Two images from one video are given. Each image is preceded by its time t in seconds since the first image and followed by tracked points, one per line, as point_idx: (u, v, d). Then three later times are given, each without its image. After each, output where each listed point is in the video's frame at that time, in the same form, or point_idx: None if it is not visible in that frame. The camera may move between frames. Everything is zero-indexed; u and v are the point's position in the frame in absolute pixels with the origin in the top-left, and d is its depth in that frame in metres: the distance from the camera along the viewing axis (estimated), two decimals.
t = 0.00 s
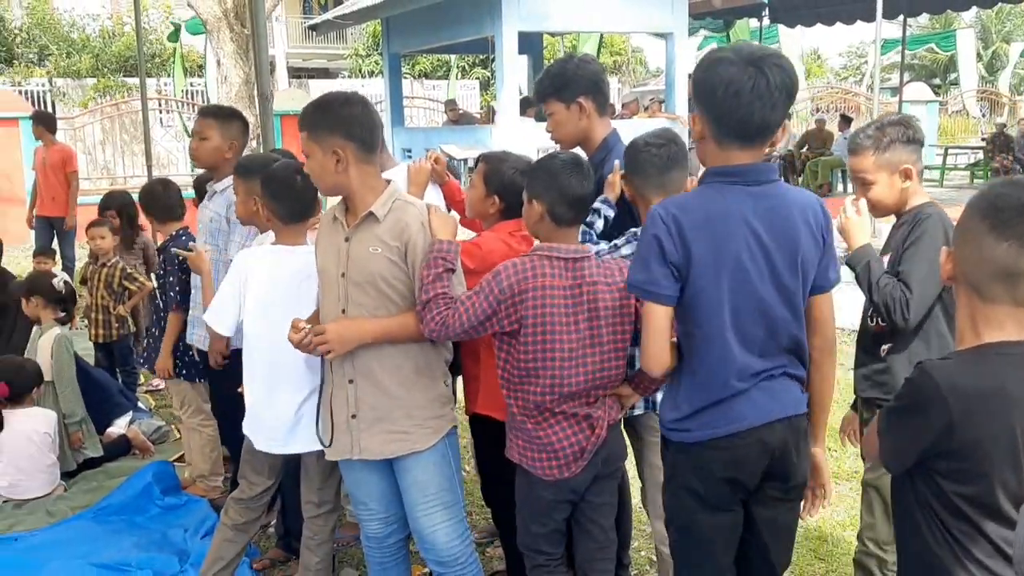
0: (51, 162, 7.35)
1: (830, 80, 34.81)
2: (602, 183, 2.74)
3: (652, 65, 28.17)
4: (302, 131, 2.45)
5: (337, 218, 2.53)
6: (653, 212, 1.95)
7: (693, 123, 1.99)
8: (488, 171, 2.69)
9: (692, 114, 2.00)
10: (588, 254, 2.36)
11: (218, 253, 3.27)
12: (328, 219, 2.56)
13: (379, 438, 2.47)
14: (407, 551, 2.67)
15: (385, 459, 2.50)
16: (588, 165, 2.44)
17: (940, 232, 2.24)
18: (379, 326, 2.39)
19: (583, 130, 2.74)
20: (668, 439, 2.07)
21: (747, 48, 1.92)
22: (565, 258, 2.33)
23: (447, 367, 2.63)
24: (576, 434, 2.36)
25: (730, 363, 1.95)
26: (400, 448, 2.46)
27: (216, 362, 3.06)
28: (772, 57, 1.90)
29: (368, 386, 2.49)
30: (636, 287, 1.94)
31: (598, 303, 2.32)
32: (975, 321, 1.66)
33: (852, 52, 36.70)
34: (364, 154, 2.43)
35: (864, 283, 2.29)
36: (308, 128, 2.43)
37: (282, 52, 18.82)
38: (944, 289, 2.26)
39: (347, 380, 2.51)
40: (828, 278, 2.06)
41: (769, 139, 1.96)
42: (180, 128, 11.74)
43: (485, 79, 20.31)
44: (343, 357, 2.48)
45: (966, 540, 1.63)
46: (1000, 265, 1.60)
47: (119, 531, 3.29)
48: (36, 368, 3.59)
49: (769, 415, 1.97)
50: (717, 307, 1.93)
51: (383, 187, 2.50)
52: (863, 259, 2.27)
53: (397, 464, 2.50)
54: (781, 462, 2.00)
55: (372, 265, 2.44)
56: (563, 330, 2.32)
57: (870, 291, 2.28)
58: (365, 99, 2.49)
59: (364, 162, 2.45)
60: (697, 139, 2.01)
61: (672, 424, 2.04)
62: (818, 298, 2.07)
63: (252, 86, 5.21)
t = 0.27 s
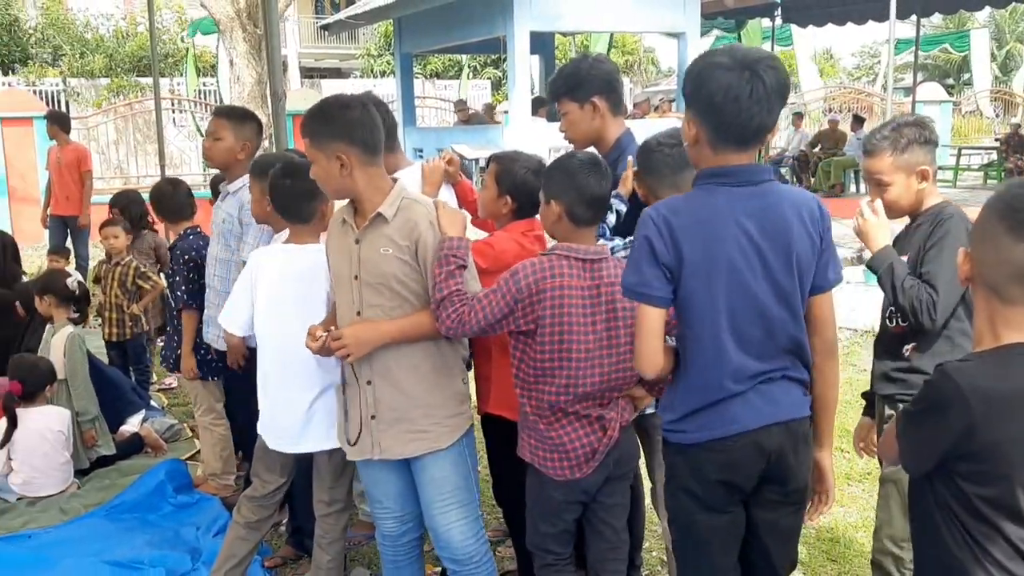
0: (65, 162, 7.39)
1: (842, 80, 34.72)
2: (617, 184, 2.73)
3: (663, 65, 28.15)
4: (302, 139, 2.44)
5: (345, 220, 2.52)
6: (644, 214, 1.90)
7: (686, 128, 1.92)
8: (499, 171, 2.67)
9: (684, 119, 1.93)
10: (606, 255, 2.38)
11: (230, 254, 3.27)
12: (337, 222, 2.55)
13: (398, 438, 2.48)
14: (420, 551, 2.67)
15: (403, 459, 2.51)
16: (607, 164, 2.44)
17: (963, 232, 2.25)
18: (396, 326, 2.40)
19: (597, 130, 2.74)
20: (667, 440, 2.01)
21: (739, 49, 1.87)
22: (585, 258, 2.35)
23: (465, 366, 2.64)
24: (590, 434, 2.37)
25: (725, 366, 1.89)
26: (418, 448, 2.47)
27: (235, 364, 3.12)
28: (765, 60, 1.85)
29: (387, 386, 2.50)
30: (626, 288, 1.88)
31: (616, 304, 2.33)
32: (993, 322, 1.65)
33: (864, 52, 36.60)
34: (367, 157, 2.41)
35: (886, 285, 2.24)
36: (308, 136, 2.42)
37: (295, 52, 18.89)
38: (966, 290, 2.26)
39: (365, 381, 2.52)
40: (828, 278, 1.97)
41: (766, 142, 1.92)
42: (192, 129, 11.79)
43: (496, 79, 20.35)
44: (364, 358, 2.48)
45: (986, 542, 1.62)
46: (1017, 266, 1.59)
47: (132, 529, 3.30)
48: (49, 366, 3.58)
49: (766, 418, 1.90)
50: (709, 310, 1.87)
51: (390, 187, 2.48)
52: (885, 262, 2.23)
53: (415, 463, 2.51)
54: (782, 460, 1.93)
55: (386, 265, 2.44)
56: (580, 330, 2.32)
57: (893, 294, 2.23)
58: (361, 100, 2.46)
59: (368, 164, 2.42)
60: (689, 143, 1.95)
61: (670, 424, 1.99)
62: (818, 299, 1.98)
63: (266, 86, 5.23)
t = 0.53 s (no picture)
0: (81, 161, 7.46)
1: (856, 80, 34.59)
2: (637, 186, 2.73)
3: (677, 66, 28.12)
4: (313, 141, 2.45)
5: (359, 221, 2.52)
6: (640, 223, 1.90)
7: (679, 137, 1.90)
8: (511, 172, 2.67)
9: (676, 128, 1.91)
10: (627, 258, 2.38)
11: (242, 253, 3.30)
12: (351, 222, 2.56)
13: (415, 438, 2.48)
14: (435, 551, 2.68)
15: (419, 459, 2.51)
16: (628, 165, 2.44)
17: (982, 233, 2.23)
18: (412, 325, 2.40)
19: (611, 130, 2.74)
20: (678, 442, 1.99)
21: (728, 57, 1.85)
22: (607, 259, 2.36)
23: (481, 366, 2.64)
24: (601, 436, 2.36)
25: (730, 373, 1.86)
26: (435, 448, 2.47)
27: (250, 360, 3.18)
28: (754, 66, 1.83)
29: (403, 387, 2.50)
30: (630, 297, 1.87)
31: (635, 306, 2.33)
32: (1011, 325, 1.64)
33: (878, 52, 36.46)
34: (378, 158, 2.42)
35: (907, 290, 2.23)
36: (320, 138, 2.43)
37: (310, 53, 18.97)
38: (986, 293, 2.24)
39: (381, 381, 2.53)
40: (833, 272, 1.93)
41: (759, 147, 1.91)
42: (207, 129, 11.83)
43: (510, 79, 20.39)
44: (380, 358, 2.49)
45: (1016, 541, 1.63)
46: None
47: (146, 527, 3.31)
48: (64, 364, 3.59)
49: (774, 424, 1.86)
50: (710, 314, 1.85)
51: (401, 187, 2.48)
52: (906, 265, 2.22)
53: (431, 462, 2.51)
54: (793, 465, 1.89)
55: (400, 264, 2.44)
56: (595, 330, 2.32)
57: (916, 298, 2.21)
58: (372, 101, 2.47)
59: (379, 165, 2.43)
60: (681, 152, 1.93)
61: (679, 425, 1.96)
62: (826, 293, 1.94)
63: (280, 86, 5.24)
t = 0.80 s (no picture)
0: (97, 161, 7.52)
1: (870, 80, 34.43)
2: (654, 183, 2.73)
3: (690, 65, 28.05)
4: (334, 137, 2.45)
5: (375, 219, 2.53)
6: (656, 226, 1.92)
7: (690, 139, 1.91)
8: (524, 172, 2.68)
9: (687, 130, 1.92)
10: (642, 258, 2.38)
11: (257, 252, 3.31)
12: (367, 220, 2.57)
13: (429, 437, 2.49)
14: (447, 550, 2.68)
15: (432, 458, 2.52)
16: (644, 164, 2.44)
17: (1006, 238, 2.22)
18: (427, 323, 2.41)
19: (625, 129, 2.74)
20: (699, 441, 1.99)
21: (737, 58, 1.84)
22: (622, 259, 2.35)
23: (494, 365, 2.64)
24: (611, 434, 2.36)
25: (751, 375, 1.85)
26: (449, 447, 2.48)
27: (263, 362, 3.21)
28: (762, 67, 1.82)
29: (417, 385, 2.51)
30: (645, 299, 1.89)
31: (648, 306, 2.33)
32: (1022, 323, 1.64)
33: (892, 51, 36.29)
34: (398, 156, 2.43)
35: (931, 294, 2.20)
36: (341, 134, 2.43)
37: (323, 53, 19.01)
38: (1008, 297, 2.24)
39: (395, 379, 2.53)
40: (855, 270, 1.92)
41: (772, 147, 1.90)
42: (220, 129, 11.88)
43: (522, 79, 20.38)
44: (394, 356, 2.49)
45: None
46: None
47: (160, 525, 3.33)
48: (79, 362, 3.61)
49: (796, 425, 1.85)
50: (732, 314, 1.84)
51: (418, 186, 2.49)
52: (930, 268, 2.18)
53: (444, 462, 2.52)
54: (812, 468, 1.87)
55: (416, 263, 2.44)
56: (607, 329, 2.32)
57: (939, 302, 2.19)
58: (392, 100, 2.47)
59: (398, 163, 2.44)
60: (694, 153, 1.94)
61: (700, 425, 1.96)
62: (848, 291, 1.93)
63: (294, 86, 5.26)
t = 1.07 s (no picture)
0: (117, 160, 7.62)
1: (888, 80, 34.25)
2: (671, 181, 2.71)
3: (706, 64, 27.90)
4: (359, 132, 2.45)
5: (394, 216, 2.54)
6: (704, 218, 1.94)
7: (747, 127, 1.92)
8: (541, 170, 2.67)
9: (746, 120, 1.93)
10: (659, 257, 2.36)
11: (274, 250, 3.33)
12: (385, 217, 2.58)
13: (444, 436, 2.50)
14: (463, 548, 2.69)
15: (449, 456, 2.53)
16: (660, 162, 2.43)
17: None
18: (446, 322, 2.41)
19: (643, 128, 2.73)
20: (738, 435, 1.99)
21: (796, 49, 1.82)
22: (637, 258, 2.34)
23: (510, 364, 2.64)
24: (624, 434, 2.36)
25: (785, 374, 1.85)
26: (464, 445, 2.48)
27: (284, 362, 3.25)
28: (820, 59, 1.78)
29: (433, 384, 2.52)
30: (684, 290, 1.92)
31: (662, 306, 2.31)
32: None
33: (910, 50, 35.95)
34: (421, 154, 2.43)
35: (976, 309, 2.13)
36: (365, 129, 2.42)
37: (338, 52, 19.07)
38: None
39: (412, 378, 2.54)
40: (907, 275, 1.85)
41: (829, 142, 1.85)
42: (236, 128, 11.92)
43: (537, 78, 20.43)
44: (411, 354, 2.50)
45: None
46: None
47: (177, 521, 3.36)
48: (94, 359, 3.62)
49: (829, 425, 1.83)
50: (769, 310, 1.85)
51: (439, 185, 2.49)
52: (975, 276, 2.11)
53: (461, 460, 2.52)
54: (832, 469, 1.86)
55: (435, 261, 2.45)
56: (620, 329, 2.32)
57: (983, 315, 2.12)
58: (418, 96, 2.47)
59: (421, 161, 2.44)
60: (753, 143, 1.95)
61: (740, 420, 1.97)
62: (894, 298, 1.87)
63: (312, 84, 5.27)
